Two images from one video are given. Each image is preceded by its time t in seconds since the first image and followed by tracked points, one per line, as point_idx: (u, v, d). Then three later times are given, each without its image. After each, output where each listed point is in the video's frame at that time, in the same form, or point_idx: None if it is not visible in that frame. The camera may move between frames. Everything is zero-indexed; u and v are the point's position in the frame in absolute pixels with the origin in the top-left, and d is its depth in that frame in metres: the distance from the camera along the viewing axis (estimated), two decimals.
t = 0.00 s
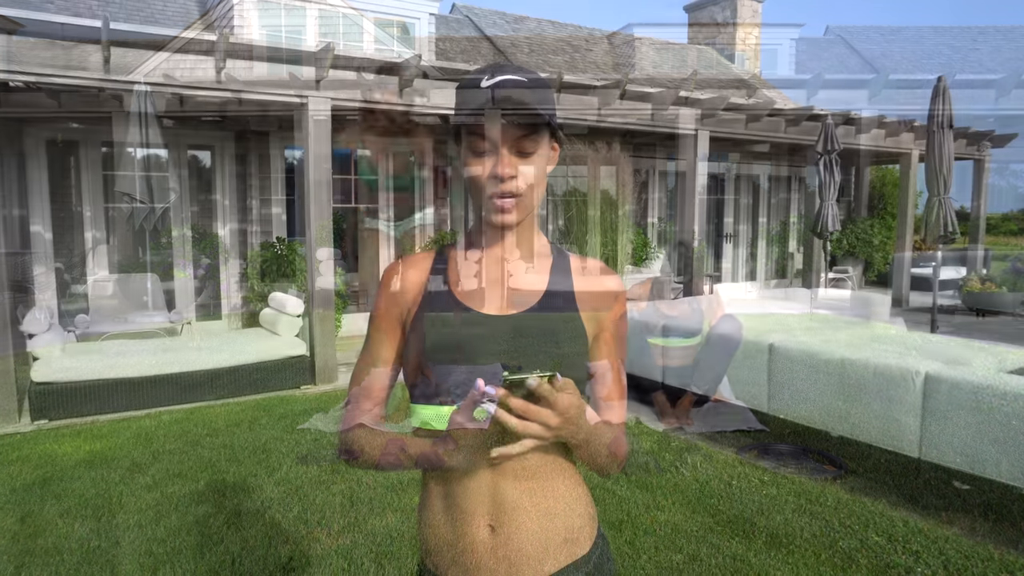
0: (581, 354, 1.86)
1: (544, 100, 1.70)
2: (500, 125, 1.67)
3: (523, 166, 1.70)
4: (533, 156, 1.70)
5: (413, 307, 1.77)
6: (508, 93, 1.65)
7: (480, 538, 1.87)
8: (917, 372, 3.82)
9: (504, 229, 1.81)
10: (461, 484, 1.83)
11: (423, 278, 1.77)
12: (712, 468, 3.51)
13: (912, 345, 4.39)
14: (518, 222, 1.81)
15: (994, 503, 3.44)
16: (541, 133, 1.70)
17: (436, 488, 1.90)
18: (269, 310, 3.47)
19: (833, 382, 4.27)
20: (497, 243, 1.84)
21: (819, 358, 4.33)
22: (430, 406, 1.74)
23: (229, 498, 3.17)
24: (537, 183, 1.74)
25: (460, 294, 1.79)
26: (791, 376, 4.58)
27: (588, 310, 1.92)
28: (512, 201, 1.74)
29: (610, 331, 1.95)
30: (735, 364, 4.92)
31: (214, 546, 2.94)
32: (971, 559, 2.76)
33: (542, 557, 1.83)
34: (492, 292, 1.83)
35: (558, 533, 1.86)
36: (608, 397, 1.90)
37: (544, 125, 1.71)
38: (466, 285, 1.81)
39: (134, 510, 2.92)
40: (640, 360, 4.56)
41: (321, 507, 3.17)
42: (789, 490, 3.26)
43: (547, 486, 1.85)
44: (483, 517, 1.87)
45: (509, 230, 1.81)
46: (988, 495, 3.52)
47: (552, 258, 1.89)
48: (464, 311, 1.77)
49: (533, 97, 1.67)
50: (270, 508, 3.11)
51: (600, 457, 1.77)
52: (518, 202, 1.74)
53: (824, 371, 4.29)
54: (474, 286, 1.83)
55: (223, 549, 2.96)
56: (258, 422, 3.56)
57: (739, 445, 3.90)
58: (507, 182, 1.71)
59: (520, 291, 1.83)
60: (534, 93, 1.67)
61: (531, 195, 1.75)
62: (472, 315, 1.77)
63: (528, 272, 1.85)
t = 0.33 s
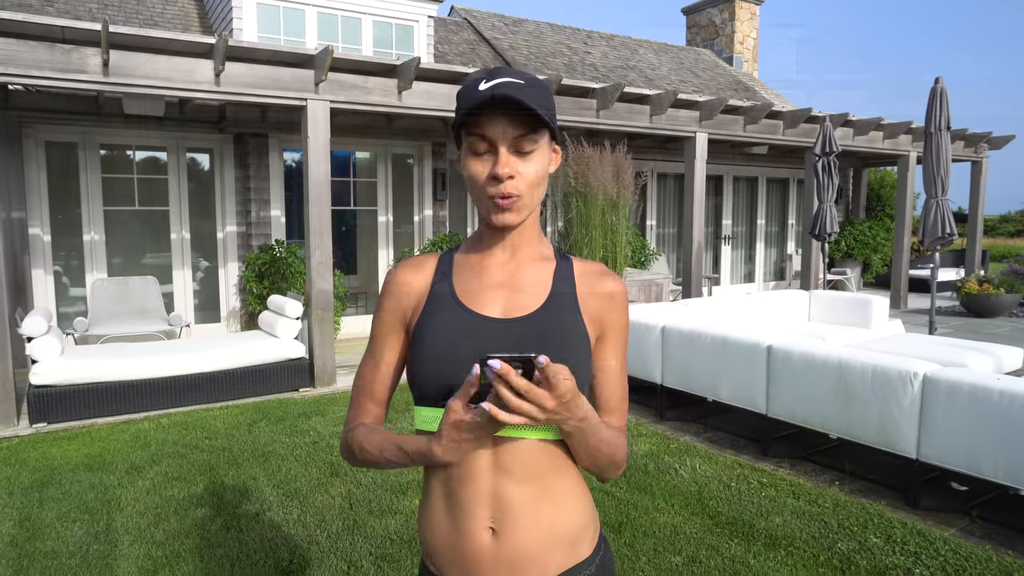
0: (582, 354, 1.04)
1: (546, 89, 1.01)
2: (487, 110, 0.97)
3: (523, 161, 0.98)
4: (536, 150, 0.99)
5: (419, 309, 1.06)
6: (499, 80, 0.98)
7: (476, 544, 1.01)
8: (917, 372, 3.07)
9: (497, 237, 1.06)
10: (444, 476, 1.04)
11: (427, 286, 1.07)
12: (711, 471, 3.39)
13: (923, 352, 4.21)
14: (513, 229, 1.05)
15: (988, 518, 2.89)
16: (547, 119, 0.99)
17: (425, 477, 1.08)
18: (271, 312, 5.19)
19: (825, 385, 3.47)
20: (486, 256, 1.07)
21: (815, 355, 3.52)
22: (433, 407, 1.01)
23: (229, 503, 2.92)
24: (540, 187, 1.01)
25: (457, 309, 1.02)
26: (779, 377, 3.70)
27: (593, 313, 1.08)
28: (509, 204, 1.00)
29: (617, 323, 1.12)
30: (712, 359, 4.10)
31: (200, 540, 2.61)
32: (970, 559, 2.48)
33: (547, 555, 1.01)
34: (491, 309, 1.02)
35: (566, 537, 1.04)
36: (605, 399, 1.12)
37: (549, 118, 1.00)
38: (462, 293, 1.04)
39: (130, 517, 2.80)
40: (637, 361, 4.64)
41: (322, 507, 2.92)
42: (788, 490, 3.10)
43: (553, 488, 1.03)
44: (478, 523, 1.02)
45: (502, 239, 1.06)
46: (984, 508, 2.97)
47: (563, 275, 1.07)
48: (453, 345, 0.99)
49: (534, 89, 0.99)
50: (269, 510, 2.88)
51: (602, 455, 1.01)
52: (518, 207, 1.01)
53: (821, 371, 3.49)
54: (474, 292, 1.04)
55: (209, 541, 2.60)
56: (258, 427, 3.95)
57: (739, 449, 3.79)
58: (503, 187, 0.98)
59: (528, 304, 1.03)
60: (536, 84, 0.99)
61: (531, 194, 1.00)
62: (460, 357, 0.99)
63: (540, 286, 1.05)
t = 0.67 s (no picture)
0: (587, 360, 1.03)
1: (548, 90, 1.01)
2: (489, 115, 0.98)
3: (524, 165, 0.99)
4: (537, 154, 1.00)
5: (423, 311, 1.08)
6: (500, 83, 0.97)
7: (478, 548, 1.01)
8: (916, 374, 3.07)
9: (503, 241, 1.08)
10: (446, 477, 1.03)
11: (432, 288, 1.08)
12: (711, 473, 3.39)
13: (921, 353, 4.21)
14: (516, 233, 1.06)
15: (987, 520, 2.88)
16: (548, 121, 0.99)
17: (428, 479, 1.07)
18: (270, 316, 5.18)
19: (824, 387, 3.47)
20: (491, 259, 1.09)
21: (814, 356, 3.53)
22: (436, 409, 1.02)
23: (229, 506, 2.92)
24: (542, 190, 1.02)
25: (461, 312, 1.02)
26: (778, 379, 3.71)
27: (597, 318, 1.08)
28: (512, 208, 1.00)
29: (623, 330, 1.11)
30: (711, 361, 4.11)
31: (200, 544, 2.61)
32: (970, 561, 2.48)
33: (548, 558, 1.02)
34: (496, 313, 1.02)
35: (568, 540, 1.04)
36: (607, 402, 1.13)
37: (552, 120, 1.01)
38: (467, 296, 1.05)
39: (130, 520, 2.80)
40: (637, 361, 4.64)
41: (321, 510, 2.93)
42: (788, 492, 3.10)
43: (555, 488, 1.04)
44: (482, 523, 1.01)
45: (507, 242, 1.08)
46: (983, 510, 2.96)
47: (567, 279, 1.07)
48: (457, 350, 0.98)
49: (535, 93, 0.99)
50: (269, 513, 2.88)
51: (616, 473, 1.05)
52: (520, 211, 1.01)
53: (819, 373, 3.50)
54: (479, 295, 1.05)
55: (209, 545, 2.59)
56: (258, 430, 3.95)
57: (739, 451, 3.79)
58: (504, 191, 0.99)
59: (532, 307, 1.03)
60: (538, 87, 0.99)
61: (533, 199, 1.01)
62: (463, 361, 0.98)
63: (545, 290, 1.05)
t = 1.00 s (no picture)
0: (588, 362, 1.03)
1: (545, 95, 1.01)
2: (483, 121, 0.98)
3: (519, 170, 0.99)
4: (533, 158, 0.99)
5: (424, 312, 1.08)
6: (496, 89, 0.97)
7: (479, 550, 1.00)
8: (915, 375, 3.07)
9: (502, 245, 1.08)
10: (448, 480, 1.04)
11: (433, 290, 1.09)
12: (711, 474, 3.39)
13: (921, 355, 4.21)
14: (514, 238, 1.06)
15: (988, 521, 2.88)
16: (544, 126, 0.98)
17: (429, 481, 1.08)
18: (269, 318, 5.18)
19: (824, 388, 3.47)
20: (491, 263, 1.09)
21: (813, 358, 3.53)
22: (437, 412, 1.02)
23: (229, 509, 2.92)
24: (537, 196, 1.02)
25: (461, 315, 1.02)
26: (778, 381, 3.71)
27: (599, 321, 1.08)
28: (507, 213, 1.00)
29: (626, 332, 1.11)
30: (711, 364, 4.11)
31: (200, 546, 2.61)
32: (970, 562, 2.48)
33: (551, 564, 1.01)
34: (495, 316, 1.03)
35: (571, 543, 1.04)
36: (612, 404, 1.15)
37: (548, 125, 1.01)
38: (467, 299, 1.06)
39: (130, 523, 2.80)
40: (637, 363, 4.64)
41: (321, 512, 2.93)
42: (788, 493, 3.10)
43: (556, 491, 1.04)
44: (484, 526, 1.01)
45: (506, 246, 1.08)
46: (984, 511, 2.96)
47: (567, 281, 1.07)
48: (457, 352, 0.99)
49: (531, 99, 0.98)
50: (269, 515, 2.88)
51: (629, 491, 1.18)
52: (515, 216, 1.01)
53: (819, 374, 3.50)
54: (478, 298, 1.05)
55: (208, 548, 2.59)
56: (258, 432, 3.96)
57: (739, 453, 3.79)
58: (499, 196, 0.98)
59: (532, 310, 1.03)
60: (532, 92, 0.99)
61: (527, 205, 1.01)
62: (463, 363, 0.98)
63: (545, 293, 1.06)
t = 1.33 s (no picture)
0: (588, 369, 1.03)
1: (543, 102, 1.00)
2: (474, 125, 0.98)
3: (508, 173, 0.98)
4: (524, 162, 0.98)
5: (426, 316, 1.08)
6: (491, 94, 0.98)
7: (479, 555, 1.00)
8: (915, 379, 3.08)
9: (503, 251, 1.09)
10: (447, 485, 1.03)
11: (434, 295, 1.09)
12: (710, 478, 3.39)
13: (921, 359, 4.21)
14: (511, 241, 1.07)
15: (987, 525, 2.88)
16: (536, 132, 0.97)
17: (428, 486, 1.07)
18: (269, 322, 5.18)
19: (823, 393, 3.47)
20: (492, 268, 1.09)
21: (813, 362, 3.53)
22: (437, 418, 1.02)
23: (227, 513, 2.91)
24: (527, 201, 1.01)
25: (461, 321, 1.02)
26: (777, 386, 3.71)
27: (599, 327, 1.09)
28: (495, 217, 1.00)
29: (624, 338, 1.12)
30: (710, 368, 4.11)
31: (200, 550, 2.61)
32: (969, 566, 2.48)
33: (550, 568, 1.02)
34: (496, 322, 1.03)
35: (570, 548, 1.04)
36: (606, 408, 1.16)
37: (544, 131, 1.00)
38: (467, 304, 1.06)
39: (129, 526, 2.79)
40: (636, 368, 4.64)
41: (320, 516, 2.92)
42: (787, 498, 3.10)
43: (556, 495, 1.04)
44: (483, 530, 1.01)
45: (506, 251, 1.09)
46: (983, 516, 2.96)
47: (568, 288, 1.08)
48: (457, 358, 0.99)
49: (526, 104, 0.98)
50: (268, 519, 2.87)
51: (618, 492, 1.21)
52: (503, 220, 1.01)
53: (818, 378, 3.50)
54: (478, 303, 1.06)
55: (207, 552, 2.59)
56: (258, 436, 3.96)
57: (739, 457, 3.79)
58: (485, 198, 0.99)
59: (533, 316, 1.03)
60: (528, 98, 0.99)
61: (518, 210, 1.01)
62: (464, 369, 0.99)
63: (545, 299, 1.06)
